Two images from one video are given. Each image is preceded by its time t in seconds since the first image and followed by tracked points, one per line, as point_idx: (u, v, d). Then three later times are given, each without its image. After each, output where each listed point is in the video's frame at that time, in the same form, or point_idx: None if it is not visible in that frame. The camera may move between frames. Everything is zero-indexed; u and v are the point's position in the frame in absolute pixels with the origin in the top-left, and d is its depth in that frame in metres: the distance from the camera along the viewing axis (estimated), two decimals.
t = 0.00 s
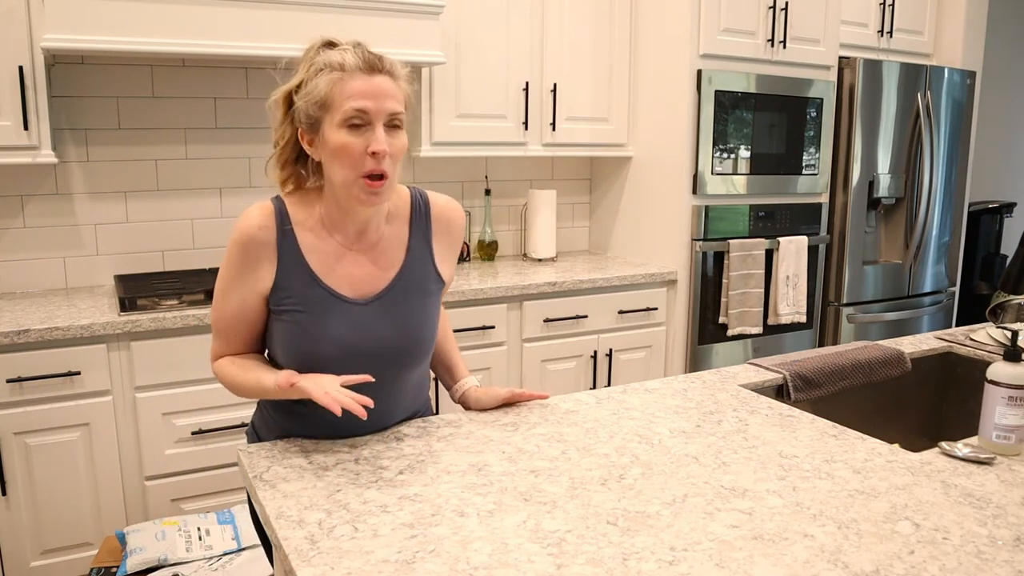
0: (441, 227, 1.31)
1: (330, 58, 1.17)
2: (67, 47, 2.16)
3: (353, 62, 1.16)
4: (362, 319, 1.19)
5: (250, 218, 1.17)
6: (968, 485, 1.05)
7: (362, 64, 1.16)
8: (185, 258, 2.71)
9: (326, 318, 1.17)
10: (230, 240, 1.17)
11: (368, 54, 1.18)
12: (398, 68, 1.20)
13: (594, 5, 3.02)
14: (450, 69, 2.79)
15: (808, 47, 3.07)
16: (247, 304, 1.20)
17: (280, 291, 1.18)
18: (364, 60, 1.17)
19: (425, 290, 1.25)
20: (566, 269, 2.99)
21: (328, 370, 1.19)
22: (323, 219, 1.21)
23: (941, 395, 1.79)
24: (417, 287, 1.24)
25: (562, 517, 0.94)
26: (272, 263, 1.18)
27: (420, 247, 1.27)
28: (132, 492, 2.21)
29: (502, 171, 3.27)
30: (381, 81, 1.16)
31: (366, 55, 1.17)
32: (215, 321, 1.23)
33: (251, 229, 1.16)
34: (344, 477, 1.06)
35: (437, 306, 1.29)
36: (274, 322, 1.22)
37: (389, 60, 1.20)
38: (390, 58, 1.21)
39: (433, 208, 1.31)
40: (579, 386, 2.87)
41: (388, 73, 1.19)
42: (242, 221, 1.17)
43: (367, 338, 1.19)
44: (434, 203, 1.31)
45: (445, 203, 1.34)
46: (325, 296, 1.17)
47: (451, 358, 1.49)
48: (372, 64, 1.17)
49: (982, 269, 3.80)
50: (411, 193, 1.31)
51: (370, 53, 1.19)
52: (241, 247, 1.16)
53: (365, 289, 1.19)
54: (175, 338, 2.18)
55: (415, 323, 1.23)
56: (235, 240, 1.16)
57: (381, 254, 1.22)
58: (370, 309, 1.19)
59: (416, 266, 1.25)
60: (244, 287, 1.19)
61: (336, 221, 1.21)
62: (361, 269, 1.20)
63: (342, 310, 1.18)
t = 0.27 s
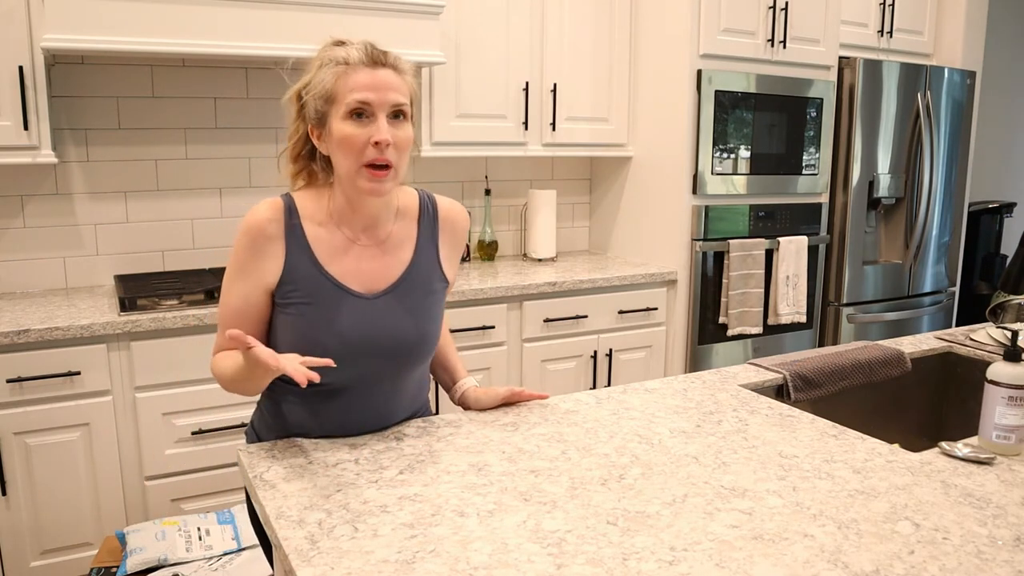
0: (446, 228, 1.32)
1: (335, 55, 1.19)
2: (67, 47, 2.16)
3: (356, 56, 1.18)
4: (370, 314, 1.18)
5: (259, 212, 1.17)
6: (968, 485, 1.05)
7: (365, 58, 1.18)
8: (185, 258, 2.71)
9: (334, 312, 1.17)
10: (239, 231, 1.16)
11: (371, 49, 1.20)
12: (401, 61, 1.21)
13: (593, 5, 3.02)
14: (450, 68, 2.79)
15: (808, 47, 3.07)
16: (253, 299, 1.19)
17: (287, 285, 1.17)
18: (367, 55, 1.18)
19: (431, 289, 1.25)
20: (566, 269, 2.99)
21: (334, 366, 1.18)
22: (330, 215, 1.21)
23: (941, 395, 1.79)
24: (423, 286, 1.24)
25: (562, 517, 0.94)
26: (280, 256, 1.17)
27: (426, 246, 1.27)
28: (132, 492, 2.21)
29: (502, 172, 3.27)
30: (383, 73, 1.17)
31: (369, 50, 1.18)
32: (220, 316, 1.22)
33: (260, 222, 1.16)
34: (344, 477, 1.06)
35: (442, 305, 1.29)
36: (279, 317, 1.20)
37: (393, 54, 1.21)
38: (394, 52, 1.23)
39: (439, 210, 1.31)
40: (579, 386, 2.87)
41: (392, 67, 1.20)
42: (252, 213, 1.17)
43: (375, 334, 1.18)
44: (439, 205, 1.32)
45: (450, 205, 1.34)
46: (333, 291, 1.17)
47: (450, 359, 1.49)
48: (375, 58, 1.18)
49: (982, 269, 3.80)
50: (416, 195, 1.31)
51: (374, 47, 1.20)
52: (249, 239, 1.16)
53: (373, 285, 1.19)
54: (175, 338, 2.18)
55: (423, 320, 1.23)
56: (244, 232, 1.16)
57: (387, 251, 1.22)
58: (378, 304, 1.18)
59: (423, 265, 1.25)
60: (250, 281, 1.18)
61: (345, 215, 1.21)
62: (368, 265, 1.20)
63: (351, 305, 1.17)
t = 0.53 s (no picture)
0: (446, 225, 1.32)
1: (330, 52, 1.20)
2: (66, 47, 2.16)
3: (350, 53, 1.18)
4: (370, 307, 1.18)
5: (260, 206, 1.19)
6: (968, 485, 1.05)
7: (359, 54, 1.18)
8: (185, 258, 2.71)
9: (333, 305, 1.17)
10: (240, 223, 1.19)
11: (365, 45, 1.20)
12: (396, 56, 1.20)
13: (593, 5, 3.01)
14: (450, 68, 2.79)
15: (808, 47, 3.07)
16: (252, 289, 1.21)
17: (287, 278, 1.18)
18: (361, 51, 1.18)
19: (430, 284, 1.25)
20: (566, 269, 2.99)
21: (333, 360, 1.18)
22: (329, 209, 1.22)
23: (941, 395, 1.79)
24: (422, 281, 1.23)
25: (562, 517, 0.94)
26: (279, 248, 1.18)
27: (426, 242, 1.26)
28: (132, 492, 2.21)
29: (502, 172, 3.27)
30: (377, 68, 1.17)
31: (363, 46, 1.18)
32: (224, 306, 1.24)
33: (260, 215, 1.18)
34: (344, 477, 1.06)
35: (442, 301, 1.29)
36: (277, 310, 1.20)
37: (387, 49, 1.21)
38: (389, 48, 1.22)
39: (440, 208, 1.31)
40: (579, 386, 2.87)
41: (387, 63, 1.20)
42: (254, 206, 1.19)
43: (374, 328, 1.18)
44: (441, 203, 1.32)
45: (451, 204, 1.34)
46: (332, 283, 1.17)
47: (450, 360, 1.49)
48: (369, 54, 1.18)
49: (982, 269, 3.80)
50: (418, 192, 1.31)
51: (368, 43, 1.20)
52: (251, 231, 1.18)
53: (372, 278, 1.19)
54: (175, 338, 2.18)
55: (422, 316, 1.23)
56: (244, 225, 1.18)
57: (386, 245, 1.22)
58: (377, 297, 1.18)
59: (423, 261, 1.24)
60: (249, 272, 1.20)
61: (345, 210, 1.22)
62: (367, 259, 1.20)
63: (350, 297, 1.17)
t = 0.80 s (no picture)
0: (447, 224, 1.31)
1: (327, 53, 1.20)
2: (66, 47, 2.16)
3: (347, 53, 1.18)
4: (369, 303, 1.17)
5: (261, 200, 1.20)
6: (968, 485, 1.05)
7: (356, 54, 1.18)
8: (185, 258, 2.71)
9: (333, 299, 1.17)
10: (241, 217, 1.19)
11: (362, 44, 1.20)
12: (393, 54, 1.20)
13: (593, 5, 3.01)
14: (450, 68, 2.79)
15: (808, 47, 3.07)
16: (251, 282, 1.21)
17: (287, 273, 1.18)
18: (358, 50, 1.18)
19: (430, 282, 1.25)
20: (566, 269, 2.99)
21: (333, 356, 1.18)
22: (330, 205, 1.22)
23: (941, 395, 1.79)
24: (422, 278, 1.23)
25: (562, 517, 0.94)
26: (279, 243, 1.19)
27: (426, 239, 1.26)
28: (131, 492, 2.21)
29: (502, 172, 3.27)
30: (374, 67, 1.17)
31: (360, 46, 1.18)
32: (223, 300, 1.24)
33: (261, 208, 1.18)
34: (344, 477, 1.06)
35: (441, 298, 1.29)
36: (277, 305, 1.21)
37: (384, 47, 1.20)
38: (387, 47, 1.22)
39: (442, 207, 1.31)
40: (579, 386, 2.87)
41: (384, 61, 1.20)
42: (254, 200, 1.19)
43: (373, 324, 1.18)
44: (442, 201, 1.32)
45: (453, 203, 1.34)
46: (333, 277, 1.17)
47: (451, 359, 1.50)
48: (366, 53, 1.18)
49: (982, 269, 3.80)
50: (419, 190, 1.31)
51: (365, 42, 1.20)
52: (251, 225, 1.18)
53: (372, 273, 1.19)
54: (175, 338, 2.18)
55: (422, 314, 1.22)
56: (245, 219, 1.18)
57: (386, 240, 1.22)
58: (377, 293, 1.18)
59: (423, 257, 1.24)
60: (249, 266, 1.20)
61: (346, 206, 1.22)
62: (368, 254, 1.19)
63: (350, 293, 1.17)
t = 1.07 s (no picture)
0: (448, 226, 1.31)
1: (325, 60, 1.18)
2: (66, 47, 2.16)
3: (345, 62, 1.16)
4: (370, 305, 1.18)
5: (262, 204, 1.20)
6: (968, 485, 1.05)
7: (354, 65, 1.16)
8: (185, 258, 2.71)
9: (334, 302, 1.17)
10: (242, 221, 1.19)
11: (361, 51, 1.18)
12: (392, 64, 1.18)
13: (593, 5, 3.01)
14: (450, 68, 2.79)
15: (808, 47, 3.07)
16: (252, 286, 1.21)
17: (288, 276, 1.19)
18: (356, 60, 1.16)
19: (431, 284, 1.25)
20: (566, 268, 2.99)
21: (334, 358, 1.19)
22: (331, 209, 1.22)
23: (941, 395, 1.79)
24: (422, 280, 1.23)
25: (562, 517, 0.94)
26: (280, 246, 1.19)
27: (427, 241, 1.26)
28: (131, 492, 2.21)
29: (502, 172, 3.27)
30: (371, 80, 1.16)
31: (358, 56, 1.16)
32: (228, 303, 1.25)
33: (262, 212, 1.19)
34: (344, 477, 1.06)
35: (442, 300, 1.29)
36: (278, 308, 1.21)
37: (383, 56, 1.18)
38: (386, 52, 1.20)
39: (444, 208, 1.31)
40: (579, 386, 2.87)
41: (384, 71, 1.18)
42: (255, 204, 1.20)
43: (374, 327, 1.18)
44: (443, 203, 1.32)
45: (454, 204, 1.34)
46: (333, 280, 1.17)
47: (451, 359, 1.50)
48: (364, 64, 1.16)
49: (982, 269, 3.80)
50: (421, 192, 1.31)
51: (364, 49, 1.18)
52: (252, 229, 1.19)
53: (373, 276, 1.19)
54: (175, 338, 2.18)
55: (422, 316, 1.22)
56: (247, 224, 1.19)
57: (386, 244, 1.22)
58: (377, 296, 1.18)
59: (424, 260, 1.24)
60: (251, 270, 1.20)
61: (345, 211, 1.22)
62: (368, 257, 1.19)
63: (351, 296, 1.17)
